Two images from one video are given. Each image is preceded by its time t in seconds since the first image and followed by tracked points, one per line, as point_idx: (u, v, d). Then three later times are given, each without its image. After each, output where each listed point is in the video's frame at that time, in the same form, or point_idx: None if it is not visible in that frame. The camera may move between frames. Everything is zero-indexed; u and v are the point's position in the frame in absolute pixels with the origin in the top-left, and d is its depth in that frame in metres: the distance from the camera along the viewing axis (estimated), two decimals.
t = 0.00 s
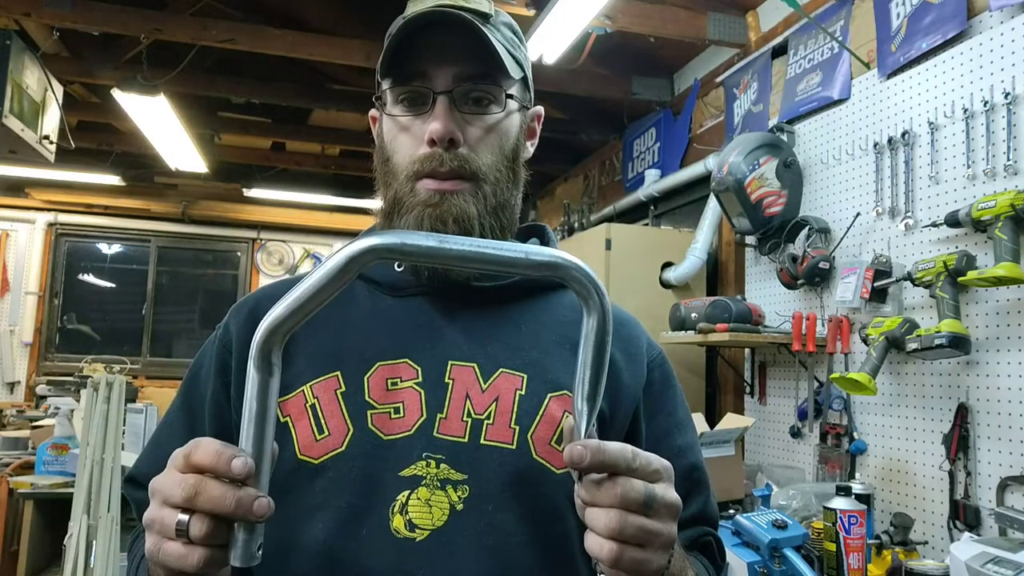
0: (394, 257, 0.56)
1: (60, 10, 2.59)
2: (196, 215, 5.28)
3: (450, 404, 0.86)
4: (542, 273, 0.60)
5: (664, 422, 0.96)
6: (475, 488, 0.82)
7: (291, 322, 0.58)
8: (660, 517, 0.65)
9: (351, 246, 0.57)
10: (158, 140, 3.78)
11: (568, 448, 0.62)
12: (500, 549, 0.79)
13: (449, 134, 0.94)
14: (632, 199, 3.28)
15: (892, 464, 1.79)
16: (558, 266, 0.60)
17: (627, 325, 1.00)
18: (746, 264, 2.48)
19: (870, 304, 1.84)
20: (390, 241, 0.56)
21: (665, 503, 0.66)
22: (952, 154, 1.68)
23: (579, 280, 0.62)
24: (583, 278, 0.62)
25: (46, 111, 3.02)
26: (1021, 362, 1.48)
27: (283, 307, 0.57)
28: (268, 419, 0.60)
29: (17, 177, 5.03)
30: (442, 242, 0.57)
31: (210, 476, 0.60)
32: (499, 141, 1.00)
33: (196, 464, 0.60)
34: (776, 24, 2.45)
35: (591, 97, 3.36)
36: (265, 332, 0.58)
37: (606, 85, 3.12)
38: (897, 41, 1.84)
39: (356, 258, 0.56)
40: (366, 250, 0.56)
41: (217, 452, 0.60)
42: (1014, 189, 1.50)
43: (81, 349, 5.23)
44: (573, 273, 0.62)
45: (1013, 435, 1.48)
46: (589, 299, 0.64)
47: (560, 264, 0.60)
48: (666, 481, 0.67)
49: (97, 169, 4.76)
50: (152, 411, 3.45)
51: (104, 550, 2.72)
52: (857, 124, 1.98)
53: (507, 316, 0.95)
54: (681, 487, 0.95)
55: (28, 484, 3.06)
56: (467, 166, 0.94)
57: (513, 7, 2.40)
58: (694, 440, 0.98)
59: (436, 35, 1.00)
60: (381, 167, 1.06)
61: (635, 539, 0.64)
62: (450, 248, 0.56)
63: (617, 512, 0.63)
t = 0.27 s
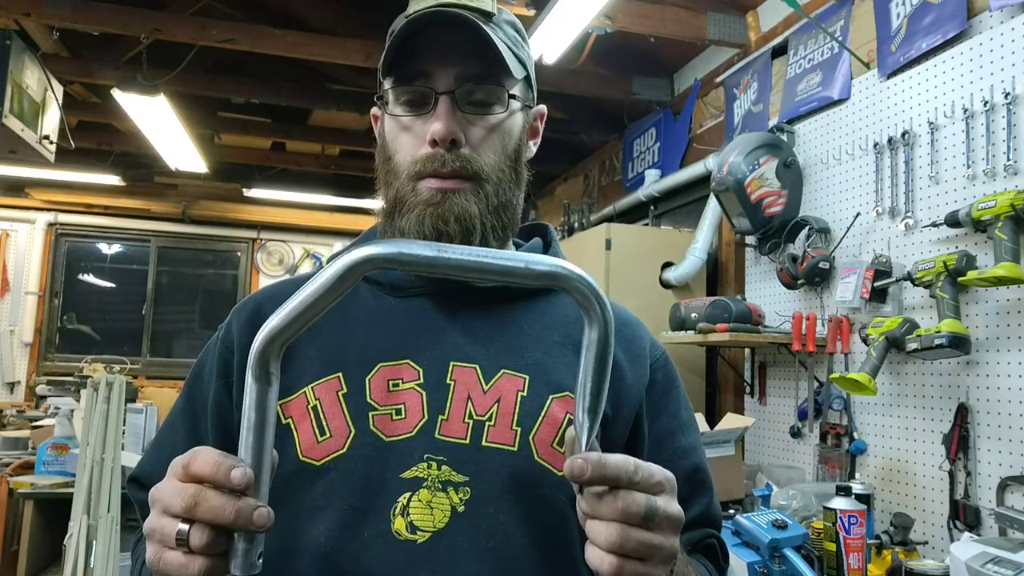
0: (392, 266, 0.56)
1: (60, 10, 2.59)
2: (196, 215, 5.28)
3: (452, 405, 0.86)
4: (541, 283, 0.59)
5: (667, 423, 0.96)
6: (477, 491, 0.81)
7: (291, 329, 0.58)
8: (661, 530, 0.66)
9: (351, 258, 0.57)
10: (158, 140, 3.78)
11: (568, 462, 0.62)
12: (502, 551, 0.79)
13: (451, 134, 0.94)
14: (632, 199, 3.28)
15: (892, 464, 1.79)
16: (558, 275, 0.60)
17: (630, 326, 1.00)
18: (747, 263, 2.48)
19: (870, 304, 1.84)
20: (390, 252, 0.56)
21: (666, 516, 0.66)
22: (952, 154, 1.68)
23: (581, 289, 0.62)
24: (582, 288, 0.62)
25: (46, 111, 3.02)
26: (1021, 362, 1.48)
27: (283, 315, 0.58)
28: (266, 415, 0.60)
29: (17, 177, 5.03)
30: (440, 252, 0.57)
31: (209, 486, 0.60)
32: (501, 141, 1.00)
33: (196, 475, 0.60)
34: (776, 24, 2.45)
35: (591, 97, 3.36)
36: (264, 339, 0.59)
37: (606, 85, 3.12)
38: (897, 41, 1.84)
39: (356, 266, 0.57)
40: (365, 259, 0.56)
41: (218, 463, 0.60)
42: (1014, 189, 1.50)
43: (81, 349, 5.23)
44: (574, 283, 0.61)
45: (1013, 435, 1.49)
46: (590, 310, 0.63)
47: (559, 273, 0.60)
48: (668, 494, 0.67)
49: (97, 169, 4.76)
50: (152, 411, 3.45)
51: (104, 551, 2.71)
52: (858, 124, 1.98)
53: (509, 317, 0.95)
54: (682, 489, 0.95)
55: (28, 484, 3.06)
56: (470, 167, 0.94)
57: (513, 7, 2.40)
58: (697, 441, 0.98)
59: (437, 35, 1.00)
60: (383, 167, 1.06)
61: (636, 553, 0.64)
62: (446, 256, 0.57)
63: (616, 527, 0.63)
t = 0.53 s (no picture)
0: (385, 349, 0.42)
1: (60, 10, 2.59)
2: (196, 215, 5.28)
3: (456, 406, 0.86)
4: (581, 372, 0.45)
5: (672, 424, 0.97)
6: (480, 493, 0.82)
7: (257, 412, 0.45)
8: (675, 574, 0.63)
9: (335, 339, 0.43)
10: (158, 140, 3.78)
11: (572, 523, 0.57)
12: (506, 553, 0.79)
13: (458, 139, 0.94)
14: (632, 199, 3.28)
15: (892, 464, 1.79)
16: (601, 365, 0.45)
17: (633, 325, 1.00)
18: (747, 263, 2.48)
19: (870, 304, 1.84)
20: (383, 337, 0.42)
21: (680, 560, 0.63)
22: (953, 154, 1.68)
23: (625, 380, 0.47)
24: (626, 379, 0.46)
25: (46, 111, 3.02)
26: (1021, 362, 1.48)
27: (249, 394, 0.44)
28: (261, 497, 0.51)
29: (17, 177, 5.03)
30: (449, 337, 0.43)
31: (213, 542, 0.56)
32: (508, 145, 0.99)
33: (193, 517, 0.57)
34: (776, 24, 2.45)
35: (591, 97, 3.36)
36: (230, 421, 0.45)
37: (606, 85, 3.12)
38: (897, 41, 1.84)
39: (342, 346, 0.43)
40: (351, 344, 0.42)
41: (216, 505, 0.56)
42: (1014, 189, 1.50)
43: (81, 349, 5.23)
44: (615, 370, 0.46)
45: (1013, 435, 1.48)
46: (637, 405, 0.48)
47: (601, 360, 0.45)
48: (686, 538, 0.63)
49: (98, 169, 4.77)
50: (152, 411, 3.45)
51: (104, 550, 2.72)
52: (858, 124, 1.98)
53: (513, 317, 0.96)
54: (688, 491, 0.94)
55: (28, 484, 3.06)
56: (476, 171, 0.94)
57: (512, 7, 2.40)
58: (702, 442, 0.98)
59: (443, 37, 0.98)
60: (387, 167, 1.05)
61: None
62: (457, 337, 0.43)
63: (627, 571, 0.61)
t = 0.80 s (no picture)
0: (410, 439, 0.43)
1: (60, 10, 2.58)
2: (196, 215, 5.28)
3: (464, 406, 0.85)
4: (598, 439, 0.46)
5: (680, 425, 0.96)
6: (490, 493, 0.81)
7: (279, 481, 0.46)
8: None
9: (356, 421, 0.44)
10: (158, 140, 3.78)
11: (593, 546, 0.58)
12: (513, 554, 0.79)
13: (482, 141, 0.94)
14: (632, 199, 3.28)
15: (893, 464, 1.79)
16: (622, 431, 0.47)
17: (640, 326, 1.00)
18: (747, 263, 2.48)
19: (870, 304, 1.84)
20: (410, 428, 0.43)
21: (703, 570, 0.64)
22: (953, 154, 1.68)
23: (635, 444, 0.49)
24: (646, 442, 0.49)
25: (46, 111, 3.02)
26: (1021, 362, 1.48)
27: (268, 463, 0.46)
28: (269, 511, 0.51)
29: (17, 177, 5.04)
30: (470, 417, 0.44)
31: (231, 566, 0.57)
32: (526, 149, 1.00)
33: (207, 547, 0.57)
34: (776, 24, 2.45)
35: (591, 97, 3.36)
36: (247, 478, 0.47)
37: (606, 85, 3.12)
38: (897, 41, 1.84)
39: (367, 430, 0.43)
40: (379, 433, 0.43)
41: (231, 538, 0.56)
42: (1014, 189, 1.50)
43: (81, 349, 5.23)
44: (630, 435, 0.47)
45: (1013, 435, 1.49)
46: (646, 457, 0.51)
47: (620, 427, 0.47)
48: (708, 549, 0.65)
49: (97, 168, 4.77)
50: (152, 411, 3.45)
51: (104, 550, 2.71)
52: (858, 124, 1.98)
53: (520, 318, 0.96)
54: (696, 491, 0.94)
55: (28, 484, 3.06)
56: (495, 174, 0.95)
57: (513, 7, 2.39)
58: (709, 444, 0.98)
59: (470, 36, 0.97)
60: (398, 163, 1.04)
61: None
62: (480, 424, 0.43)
63: None
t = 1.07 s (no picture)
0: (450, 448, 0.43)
1: (60, 10, 2.59)
2: (196, 215, 5.28)
3: (476, 407, 0.85)
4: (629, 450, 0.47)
5: (690, 427, 0.96)
6: (504, 494, 0.80)
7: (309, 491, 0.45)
8: None
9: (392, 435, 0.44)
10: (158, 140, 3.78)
11: (620, 550, 0.58)
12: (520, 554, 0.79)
13: (496, 138, 0.94)
14: (632, 199, 3.28)
15: (893, 464, 1.79)
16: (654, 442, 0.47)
17: (649, 327, 1.00)
18: (747, 263, 2.48)
19: (870, 304, 1.84)
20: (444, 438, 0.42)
21: None
22: (952, 154, 1.68)
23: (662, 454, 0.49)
24: (680, 451, 0.49)
25: (46, 111, 3.02)
26: (1021, 362, 1.48)
27: (301, 474, 0.45)
28: (295, 522, 0.51)
29: (17, 177, 5.04)
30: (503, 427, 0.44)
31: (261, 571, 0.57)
32: (537, 149, 1.00)
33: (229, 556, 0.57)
34: (776, 24, 2.45)
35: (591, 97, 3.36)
36: (275, 491, 0.46)
37: (606, 85, 3.12)
38: (897, 41, 1.84)
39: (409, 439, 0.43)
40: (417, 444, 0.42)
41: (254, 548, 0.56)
42: (1014, 189, 1.50)
43: (81, 349, 5.23)
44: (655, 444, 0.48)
45: (1013, 436, 1.48)
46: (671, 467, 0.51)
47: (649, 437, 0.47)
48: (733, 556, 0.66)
49: (98, 168, 4.77)
50: (152, 411, 3.45)
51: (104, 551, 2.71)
52: (858, 124, 1.98)
53: (530, 318, 0.96)
54: (706, 493, 0.94)
55: (28, 484, 3.06)
56: (508, 173, 0.95)
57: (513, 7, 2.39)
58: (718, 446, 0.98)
59: (485, 32, 0.97)
60: (410, 160, 1.04)
61: None
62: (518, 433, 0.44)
63: None
